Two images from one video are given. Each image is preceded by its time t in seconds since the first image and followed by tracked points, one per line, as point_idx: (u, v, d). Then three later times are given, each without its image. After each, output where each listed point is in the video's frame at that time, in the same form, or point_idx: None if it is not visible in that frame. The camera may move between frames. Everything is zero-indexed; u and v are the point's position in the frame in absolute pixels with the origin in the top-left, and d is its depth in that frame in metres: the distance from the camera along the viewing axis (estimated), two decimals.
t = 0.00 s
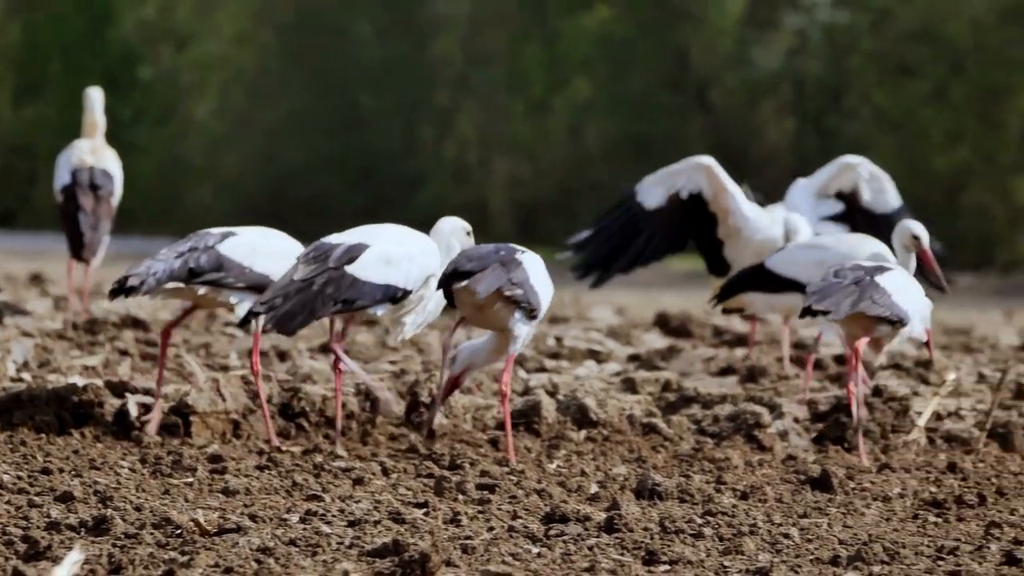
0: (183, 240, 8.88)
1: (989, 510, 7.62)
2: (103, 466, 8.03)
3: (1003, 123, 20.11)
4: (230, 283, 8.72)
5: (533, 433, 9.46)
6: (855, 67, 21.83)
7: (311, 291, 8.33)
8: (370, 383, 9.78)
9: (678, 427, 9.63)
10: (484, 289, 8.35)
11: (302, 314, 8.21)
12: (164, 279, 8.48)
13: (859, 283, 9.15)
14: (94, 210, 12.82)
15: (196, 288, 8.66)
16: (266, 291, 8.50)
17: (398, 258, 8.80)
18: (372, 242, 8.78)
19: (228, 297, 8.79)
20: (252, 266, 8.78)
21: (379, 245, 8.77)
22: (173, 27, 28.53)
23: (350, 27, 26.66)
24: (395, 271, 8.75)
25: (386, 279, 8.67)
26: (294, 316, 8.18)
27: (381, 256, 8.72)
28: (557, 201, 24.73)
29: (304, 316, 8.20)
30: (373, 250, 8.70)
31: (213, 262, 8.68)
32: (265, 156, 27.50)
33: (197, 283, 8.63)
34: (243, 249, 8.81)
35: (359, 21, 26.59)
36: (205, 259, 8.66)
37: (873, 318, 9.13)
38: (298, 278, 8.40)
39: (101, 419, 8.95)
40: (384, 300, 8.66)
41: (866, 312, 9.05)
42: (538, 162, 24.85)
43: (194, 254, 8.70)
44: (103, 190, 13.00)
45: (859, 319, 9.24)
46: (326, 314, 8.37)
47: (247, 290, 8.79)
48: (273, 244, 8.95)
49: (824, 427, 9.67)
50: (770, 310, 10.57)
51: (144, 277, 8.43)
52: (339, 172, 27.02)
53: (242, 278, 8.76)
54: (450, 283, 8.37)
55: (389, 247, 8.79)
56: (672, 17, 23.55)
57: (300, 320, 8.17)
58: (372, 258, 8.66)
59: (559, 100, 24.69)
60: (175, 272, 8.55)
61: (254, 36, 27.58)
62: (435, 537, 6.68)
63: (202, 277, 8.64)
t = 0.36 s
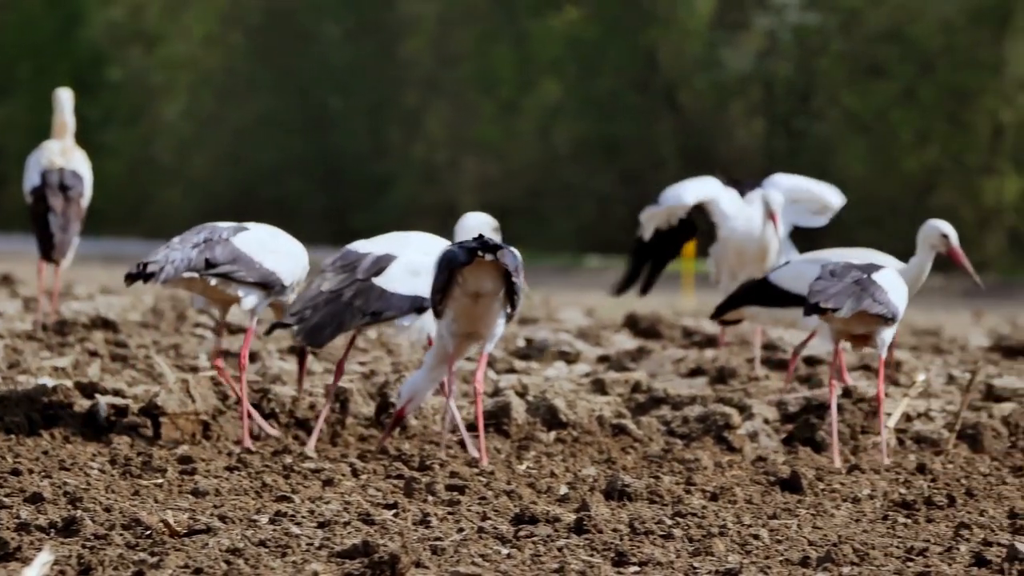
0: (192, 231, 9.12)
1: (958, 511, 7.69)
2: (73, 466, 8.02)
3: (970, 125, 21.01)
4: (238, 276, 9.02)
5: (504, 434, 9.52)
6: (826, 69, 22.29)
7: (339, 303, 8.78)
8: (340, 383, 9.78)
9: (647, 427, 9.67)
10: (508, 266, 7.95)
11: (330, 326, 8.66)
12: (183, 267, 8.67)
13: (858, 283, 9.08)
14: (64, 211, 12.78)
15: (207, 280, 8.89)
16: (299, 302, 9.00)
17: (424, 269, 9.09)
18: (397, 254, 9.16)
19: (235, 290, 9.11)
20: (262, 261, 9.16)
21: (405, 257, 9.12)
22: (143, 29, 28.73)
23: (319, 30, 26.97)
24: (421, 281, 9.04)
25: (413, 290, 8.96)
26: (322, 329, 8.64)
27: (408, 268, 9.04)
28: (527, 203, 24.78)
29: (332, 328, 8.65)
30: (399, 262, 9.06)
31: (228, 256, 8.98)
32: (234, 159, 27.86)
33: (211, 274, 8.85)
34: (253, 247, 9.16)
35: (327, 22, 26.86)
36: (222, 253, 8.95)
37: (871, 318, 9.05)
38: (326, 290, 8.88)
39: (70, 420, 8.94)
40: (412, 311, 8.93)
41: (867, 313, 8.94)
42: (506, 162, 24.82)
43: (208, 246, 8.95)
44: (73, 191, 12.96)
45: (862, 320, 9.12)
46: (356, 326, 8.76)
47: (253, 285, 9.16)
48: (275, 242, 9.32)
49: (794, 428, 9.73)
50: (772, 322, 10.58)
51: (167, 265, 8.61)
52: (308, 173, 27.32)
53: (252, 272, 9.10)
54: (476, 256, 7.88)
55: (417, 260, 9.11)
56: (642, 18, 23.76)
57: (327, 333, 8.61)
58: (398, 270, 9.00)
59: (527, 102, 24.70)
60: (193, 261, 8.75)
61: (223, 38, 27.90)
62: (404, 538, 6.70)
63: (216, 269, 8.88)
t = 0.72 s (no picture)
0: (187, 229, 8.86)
1: (928, 512, 7.74)
2: (42, 467, 8.00)
3: (941, 126, 21.54)
4: (230, 277, 8.74)
5: (473, 435, 9.54)
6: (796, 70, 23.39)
7: (373, 288, 8.71)
8: (310, 384, 9.80)
9: (617, 429, 9.72)
10: (484, 262, 8.09)
11: (366, 308, 8.64)
12: (180, 257, 8.37)
13: (861, 284, 8.99)
14: (34, 212, 12.74)
15: (200, 275, 8.59)
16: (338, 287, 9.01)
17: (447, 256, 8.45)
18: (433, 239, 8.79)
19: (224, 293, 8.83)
20: (255, 268, 8.92)
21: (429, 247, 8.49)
22: (112, 31, 31.36)
23: (288, 31, 28.96)
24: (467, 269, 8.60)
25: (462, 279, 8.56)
26: (358, 310, 8.64)
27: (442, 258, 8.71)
28: (495, 200, 25.95)
29: (368, 310, 8.62)
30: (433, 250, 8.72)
31: (225, 256, 8.73)
32: (211, 163, 29.69)
33: (205, 269, 8.56)
34: (247, 252, 8.92)
35: (299, 23, 28.88)
36: (220, 250, 8.70)
37: (866, 317, 9.01)
38: (359, 275, 8.81)
39: (39, 421, 8.92)
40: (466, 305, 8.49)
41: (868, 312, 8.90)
42: (478, 161, 26.09)
43: (206, 243, 8.68)
44: (43, 192, 12.94)
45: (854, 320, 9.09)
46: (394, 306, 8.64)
47: (244, 290, 8.89)
48: (268, 254, 9.09)
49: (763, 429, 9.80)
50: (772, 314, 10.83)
51: (167, 250, 8.33)
52: (281, 173, 29.36)
53: (244, 277, 8.84)
54: (452, 254, 7.99)
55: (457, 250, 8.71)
56: (610, 19, 25.17)
57: (363, 314, 8.61)
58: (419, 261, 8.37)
59: (496, 99, 26.15)
60: (190, 254, 8.46)
61: (199, 40, 29.77)
62: (374, 539, 6.73)
63: (211, 266, 8.60)
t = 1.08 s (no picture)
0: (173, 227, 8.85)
1: (896, 513, 7.81)
2: (9, 467, 7.99)
3: (908, 126, 21.77)
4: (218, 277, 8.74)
5: (442, 436, 9.56)
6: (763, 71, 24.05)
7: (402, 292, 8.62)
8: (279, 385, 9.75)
9: (586, 429, 9.76)
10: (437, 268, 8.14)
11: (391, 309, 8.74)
12: (169, 258, 8.39)
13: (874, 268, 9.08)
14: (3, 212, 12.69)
15: (189, 276, 8.59)
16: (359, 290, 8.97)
17: (473, 262, 8.67)
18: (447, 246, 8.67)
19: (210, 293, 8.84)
20: (240, 266, 8.93)
21: (456, 251, 8.64)
22: (78, 33, 30.81)
23: (255, 30, 28.99)
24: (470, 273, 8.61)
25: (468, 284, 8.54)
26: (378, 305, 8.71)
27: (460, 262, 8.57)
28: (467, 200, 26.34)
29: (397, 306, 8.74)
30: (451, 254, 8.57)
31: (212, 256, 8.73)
32: (176, 163, 29.76)
33: (193, 269, 8.56)
34: (232, 251, 8.92)
35: (266, 24, 28.86)
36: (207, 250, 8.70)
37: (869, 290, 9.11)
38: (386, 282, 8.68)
39: (8, 422, 8.92)
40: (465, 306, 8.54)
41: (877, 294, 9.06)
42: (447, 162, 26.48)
43: (193, 242, 8.67)
44: (11, 193, 12.89)
45: (857, 305, 9.29)
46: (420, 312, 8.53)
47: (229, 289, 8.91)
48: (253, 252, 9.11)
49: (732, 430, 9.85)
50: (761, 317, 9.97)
51: (158, 251, 8.34)
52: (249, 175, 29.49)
53: (229, 276, 8.85)
54: (409, 260, 8.01)
55: (465, 252, 8.68)
56: (583, 21, 25.44)
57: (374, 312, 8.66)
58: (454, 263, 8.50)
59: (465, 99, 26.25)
60: (179, 254, 8.47)
61: (167, 39, 29.61)
62: (343, 540, 6.74)
63: (199, 265, 8.60)
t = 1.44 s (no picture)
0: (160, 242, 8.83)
1: (869, 513, 7.87)
2: None
3: (881, 126, 21.85)
4: (209, 295, 8.79)
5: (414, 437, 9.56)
6: (735, 72, 24.13)
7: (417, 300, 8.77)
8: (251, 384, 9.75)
9: (558, 430, 9.79)
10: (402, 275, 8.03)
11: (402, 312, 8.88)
12: (162, 288, 8.49)
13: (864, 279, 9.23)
14: None
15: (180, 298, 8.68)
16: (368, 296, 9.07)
17: (492, 268, 8.91)
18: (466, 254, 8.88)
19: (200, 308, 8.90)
20: (228, 276, 8.92)
21: (474, 257, 8.90)
22: (53, 30, 31.50)
23: (231, 31, 29.63)
24: (488, 282, 8.83)
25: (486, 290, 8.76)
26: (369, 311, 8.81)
27: (476, 268, 8.82)
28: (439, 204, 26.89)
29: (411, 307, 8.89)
30: (469, 261, 8.82)
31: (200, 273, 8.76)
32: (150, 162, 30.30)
33: (185, 293, 8.64)
34: (219, 262, 8.91)
35: (241, 23, 29.53)
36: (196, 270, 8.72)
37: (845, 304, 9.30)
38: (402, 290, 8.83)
39: None
40: (480, 314, 8.69)
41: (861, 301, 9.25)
42: (419, 164, 27.00)
43: (181, 264, 8.70)
44: None
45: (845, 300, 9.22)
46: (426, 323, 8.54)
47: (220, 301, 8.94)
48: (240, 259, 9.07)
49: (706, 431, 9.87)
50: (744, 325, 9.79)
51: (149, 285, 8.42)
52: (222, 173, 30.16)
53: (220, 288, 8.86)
54: (371, 267, 8.01)
55: (483, 260, 8.91)
56: (555, 22, 25.50)
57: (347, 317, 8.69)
58: (470, 268, 8.77)
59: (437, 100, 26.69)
60: (171, 283, 8.56)
61: (137, 40, 30.05)
62: (316, 540, 6.76)
63: (190, 288, 8.67)
